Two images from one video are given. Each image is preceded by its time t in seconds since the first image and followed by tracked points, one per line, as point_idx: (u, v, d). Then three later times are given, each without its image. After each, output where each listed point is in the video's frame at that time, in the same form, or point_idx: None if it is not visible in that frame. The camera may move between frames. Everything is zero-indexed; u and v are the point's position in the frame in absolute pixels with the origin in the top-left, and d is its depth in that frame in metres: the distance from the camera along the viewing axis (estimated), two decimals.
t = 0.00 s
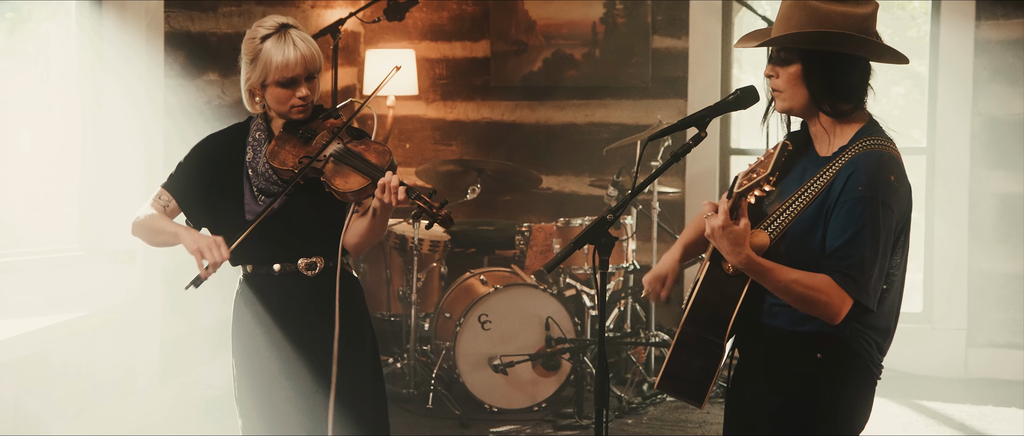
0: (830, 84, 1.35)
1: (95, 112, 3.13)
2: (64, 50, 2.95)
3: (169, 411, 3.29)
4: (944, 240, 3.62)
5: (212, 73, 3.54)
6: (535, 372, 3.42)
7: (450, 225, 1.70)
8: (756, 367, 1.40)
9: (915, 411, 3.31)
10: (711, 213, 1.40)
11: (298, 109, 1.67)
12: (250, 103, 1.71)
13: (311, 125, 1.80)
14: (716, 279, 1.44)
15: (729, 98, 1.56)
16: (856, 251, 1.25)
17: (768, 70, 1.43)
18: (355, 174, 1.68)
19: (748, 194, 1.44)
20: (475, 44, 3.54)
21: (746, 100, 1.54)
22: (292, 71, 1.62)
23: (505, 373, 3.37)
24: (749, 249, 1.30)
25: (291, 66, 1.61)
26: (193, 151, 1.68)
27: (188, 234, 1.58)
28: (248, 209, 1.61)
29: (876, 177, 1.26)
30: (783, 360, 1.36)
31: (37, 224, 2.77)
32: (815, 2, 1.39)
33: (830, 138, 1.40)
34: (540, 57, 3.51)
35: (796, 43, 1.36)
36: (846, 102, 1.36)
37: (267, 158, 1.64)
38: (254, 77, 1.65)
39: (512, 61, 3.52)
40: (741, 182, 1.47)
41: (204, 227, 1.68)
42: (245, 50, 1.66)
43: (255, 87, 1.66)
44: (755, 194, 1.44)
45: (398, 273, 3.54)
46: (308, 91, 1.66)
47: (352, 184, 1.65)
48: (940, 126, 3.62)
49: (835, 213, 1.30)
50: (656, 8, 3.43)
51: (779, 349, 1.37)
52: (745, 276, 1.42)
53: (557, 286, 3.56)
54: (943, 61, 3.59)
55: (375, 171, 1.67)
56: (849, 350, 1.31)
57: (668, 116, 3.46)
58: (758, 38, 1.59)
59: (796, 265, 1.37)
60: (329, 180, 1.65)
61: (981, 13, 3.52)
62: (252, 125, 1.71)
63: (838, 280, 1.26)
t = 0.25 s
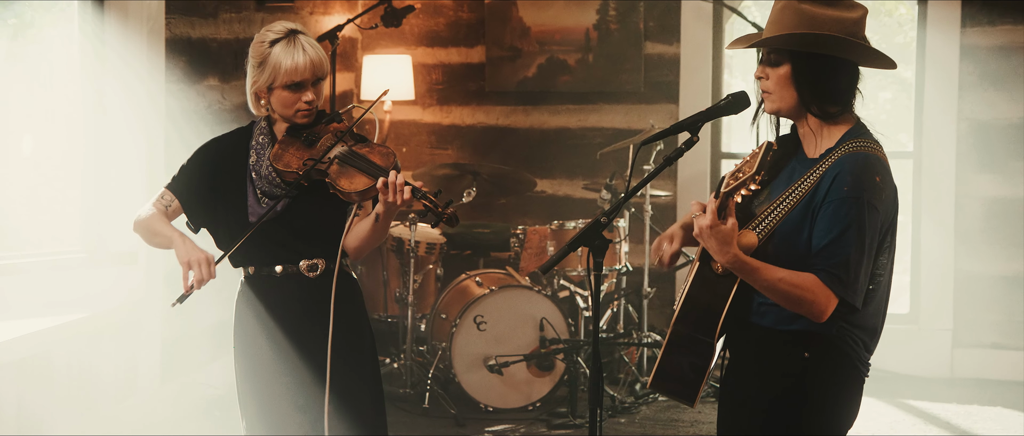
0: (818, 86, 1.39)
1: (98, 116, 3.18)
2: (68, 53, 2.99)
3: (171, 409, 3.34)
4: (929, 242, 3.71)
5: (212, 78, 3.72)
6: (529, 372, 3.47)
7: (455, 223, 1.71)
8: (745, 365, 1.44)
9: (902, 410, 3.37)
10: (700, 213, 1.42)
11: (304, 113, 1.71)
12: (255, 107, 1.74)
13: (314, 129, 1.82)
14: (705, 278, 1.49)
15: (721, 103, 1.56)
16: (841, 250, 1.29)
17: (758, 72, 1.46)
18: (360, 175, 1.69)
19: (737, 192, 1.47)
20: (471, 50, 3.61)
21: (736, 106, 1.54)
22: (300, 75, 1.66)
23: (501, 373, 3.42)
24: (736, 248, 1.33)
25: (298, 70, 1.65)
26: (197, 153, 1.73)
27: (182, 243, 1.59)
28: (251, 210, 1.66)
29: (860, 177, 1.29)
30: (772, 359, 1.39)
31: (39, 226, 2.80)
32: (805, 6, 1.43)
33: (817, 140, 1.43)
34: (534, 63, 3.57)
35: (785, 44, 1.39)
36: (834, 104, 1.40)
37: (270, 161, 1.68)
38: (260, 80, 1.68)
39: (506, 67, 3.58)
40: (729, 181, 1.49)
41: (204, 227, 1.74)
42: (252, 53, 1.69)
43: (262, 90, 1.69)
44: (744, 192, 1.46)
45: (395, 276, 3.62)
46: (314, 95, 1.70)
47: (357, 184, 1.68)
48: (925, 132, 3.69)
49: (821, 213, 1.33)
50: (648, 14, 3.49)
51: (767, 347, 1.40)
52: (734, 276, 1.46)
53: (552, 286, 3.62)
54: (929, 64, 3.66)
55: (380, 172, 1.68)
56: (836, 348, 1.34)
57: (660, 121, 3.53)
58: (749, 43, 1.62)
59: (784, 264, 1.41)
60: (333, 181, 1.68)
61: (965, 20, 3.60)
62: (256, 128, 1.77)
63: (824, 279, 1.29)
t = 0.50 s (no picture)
0: (812, 94, 1.41)
1: (98, 118, 3.21)
2: (67, 55, 3.02)
3: (167, 411, 3.37)
4: (922, 248, 3.73)
5: (211, 81, 3.70)
6: (524, 375, 3.50)
7: (455, 224, 1.78)
8: (738, 371, 1.46)
9: (894, 416, 3.39)
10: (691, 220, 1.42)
11: (304, 114, 1.73)
12: (256, 108, 1.76)
13: (314, 131, 1.87)
14: (700, 286, 1.50)
15: (716, 109, 1.58)
16: (834, 258, 1.30)
17: (753, 80, 1.48)
18: (361, 176, 1.71)
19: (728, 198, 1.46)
20: (468, 55, 3.64)
21: (731, 113, 1.57)
22: (301, 76, 1.68)
23: (495, 375, 3.44)
24: (728, 255, 1.33)
25: (299, 72, 1.67)
26: (199, 152, 1.75)
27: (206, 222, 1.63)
28: (251, 211, 1.68)
29: (854, 186, 1.31)
30: (766, 365, 1.41)
31: (39, 226, 2.82)
32: (798, 16, 1.45)
33: (811, 148, 1.45)
34: (531, 68, 3.59)
35: (777, 52, 1.42)
36: (827, 111, 1.42)
37: (271, 162, 1.70)
38: (261, 81, 1.70)
39: (503, 72, 3.60)
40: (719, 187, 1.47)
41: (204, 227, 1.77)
42: (253, 54, 1.71)
43: (263, 91, 1.71)
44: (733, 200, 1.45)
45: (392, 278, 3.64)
46: (314, 97, 1.72)
47: (357, 186, 1.69)
48: (918, 140, 3.72)
49: (815, 220, 1.35)
50: (644, 21, 3.51)
51: (761, 353, 1.42)
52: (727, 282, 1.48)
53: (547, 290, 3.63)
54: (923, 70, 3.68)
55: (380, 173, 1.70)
56: (828, 355, 1.36)
57: (655, 126, 3.55)
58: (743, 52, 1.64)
59: (776, 271, 1.43)
60: (334, 183, 1.69)
61: (958, 29, 3.64)
62: (256, 130, 1.79)
63: (816, 287, 1.31)
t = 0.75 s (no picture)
0: (806, 96, 1.42)
1: (96, 118, 3.22)
2: (67, 54, 3.02)
3: (164, 409, 3.38)
4: (918, 251, 3.74)
5: (209, 80, 3.74)
6: (520, 375, 3.51)
7: (454, 222, 1.79)
8: (733, 371, 1.45)
9: (890, 418, 3.40)
10: (683, 220, 1.44)
11: (301, 115, 1.73)
12: (253, 109, 1.76)
13: (311, 131, 1.85)
14: (696, 285, 1.53)
15: (713, 111, 1.60)
16: (825, 257, 1.30)
17: (746, 82, 1.48)
18: (359, 175, 1.71)
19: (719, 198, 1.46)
20: (466, 56, 3.64)
21: (729, 115, 1.57)
22: (298, 76, 1.69)
23: (492, 375, 3.45)
24: (719, 255, 1.34)
25: (297, 72, 1.68)
26: (199, 149, 1.76)
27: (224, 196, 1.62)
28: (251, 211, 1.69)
29: (845, 186, 1.31)
30: (759, 365, 1.41)
31: (36, 226, 2.82)
32: (794, 17, 1.45)
33: (805, 150, 1.45)
34: (528, 69, 3.60)
35: (772, 53, 1.42)
36: (822, 114, 1.43)
37: (268, 162, 1.71)
38: (258, 81, 1.71)
39: (501, 73, 3.61)
40: (710, 188, 1.47)
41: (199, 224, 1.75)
42: (250, 54, 1.72)
43: (260, 91, 1.72)
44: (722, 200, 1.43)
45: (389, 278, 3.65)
46: (312, 97, 1.73)
47: (356, 184, 1.69)
48: (914, 143, 3.73)
49: (807, 220, 1.35)
50: (642, 23, 3.53)
51: (754, 354, 1.42)
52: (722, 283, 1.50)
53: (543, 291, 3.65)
54: (920, 71, 3.69)
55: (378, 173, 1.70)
56: (823, 355, 1.35)
57: (652, 128, 3.57)
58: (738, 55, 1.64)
59: (771, 271, 1.43)
60: (332, 181, 1.69)
61: (954, 33, 3.65)
62: (253, 131, 1.78)
63: (808, 286, 1.31)
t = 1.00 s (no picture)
0: (806, 98, 1.41)
1: (94, 117, 3.22)
2: (64, 54, 3.04)
3: (160, 407, 3.39)
4: (914, 251, 3.75)
5: (206, 79, 3.71)
6: (516, 374, 3.52)
7: (448, 214, 1.88)
8: (731, 369, 1.46)
9: (885, 418, 3.42)
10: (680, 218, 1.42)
11: (295, 112, 1.74)
12: (248, 107, 1.77)
13: (307, 128, 1.89)
14: (691, 285, 1.52)
15: (707, 111, 1.60)
16: (822, 258, 1.31)
17: (746, 84, 1.49)
18: (355, 171, 1.83)
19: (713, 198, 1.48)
20: (463, 55, 3.64)
21: (723, 115, 1.58)
22: (292, 74, 1.69)
23: (488, 374, 3.46)
24: (718, 252, 1.34)
25: (291, 69, 1.69)
26: (198, 140, 1.75)
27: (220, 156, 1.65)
28: (245, 206, 1.68)
29: (844, 188, 1.32)
30: (758, 363, 1.41)
31: (36, 224, 2.84)
32: (793, 20, 1.46)
33: (803, 151, 1.46)
34: (525, 69, 3.60)
35: (773, 57, 1.42)
36: (820, 114, 1.42)
37: (265, 159, 1.73)
38: (253, 80, 1.71)
39: (498, 73, 3.62)
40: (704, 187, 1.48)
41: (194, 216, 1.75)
42: (245, 53, 1.72)
43: (254, 90, 1.73)
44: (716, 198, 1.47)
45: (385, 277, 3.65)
46: (306, 94, 1.74)
47: (351, 180, 1.80)
48: (910, 144, 3.74)
49: (805, 221, 1.36)
50: (639, 23, 3.54)
51: (752, 352, 1.42)
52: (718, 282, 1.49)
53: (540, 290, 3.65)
54: (917, 72, 3.69)
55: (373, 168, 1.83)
56: (821, 354, 1.36)
57: (649, 128, 3.57)
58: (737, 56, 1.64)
59: (768, 271, 1.44)
60: (327, 177, 1.78)
61: (951, 33, 3.66)
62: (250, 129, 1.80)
63: (803, 286, 1.32)
